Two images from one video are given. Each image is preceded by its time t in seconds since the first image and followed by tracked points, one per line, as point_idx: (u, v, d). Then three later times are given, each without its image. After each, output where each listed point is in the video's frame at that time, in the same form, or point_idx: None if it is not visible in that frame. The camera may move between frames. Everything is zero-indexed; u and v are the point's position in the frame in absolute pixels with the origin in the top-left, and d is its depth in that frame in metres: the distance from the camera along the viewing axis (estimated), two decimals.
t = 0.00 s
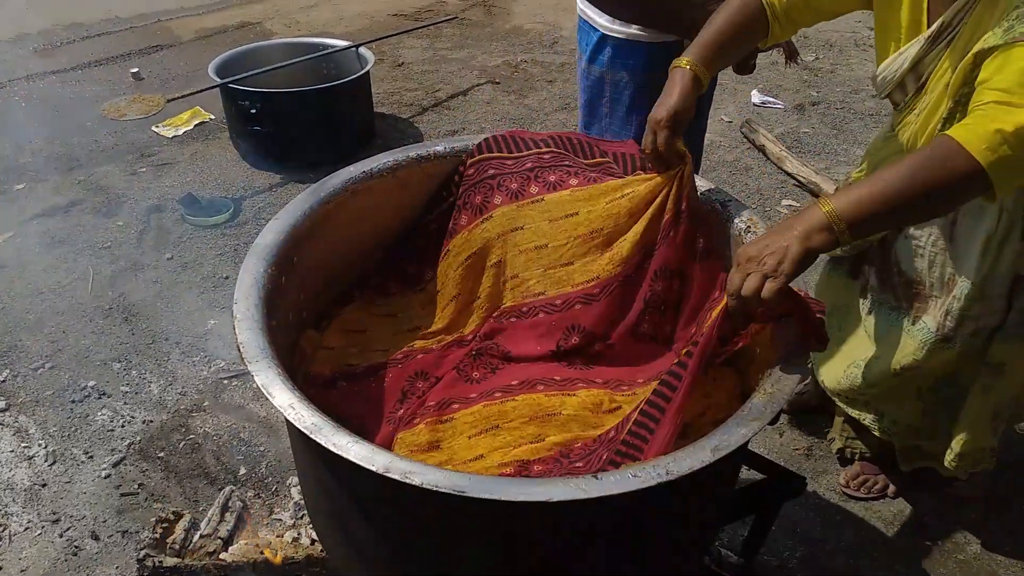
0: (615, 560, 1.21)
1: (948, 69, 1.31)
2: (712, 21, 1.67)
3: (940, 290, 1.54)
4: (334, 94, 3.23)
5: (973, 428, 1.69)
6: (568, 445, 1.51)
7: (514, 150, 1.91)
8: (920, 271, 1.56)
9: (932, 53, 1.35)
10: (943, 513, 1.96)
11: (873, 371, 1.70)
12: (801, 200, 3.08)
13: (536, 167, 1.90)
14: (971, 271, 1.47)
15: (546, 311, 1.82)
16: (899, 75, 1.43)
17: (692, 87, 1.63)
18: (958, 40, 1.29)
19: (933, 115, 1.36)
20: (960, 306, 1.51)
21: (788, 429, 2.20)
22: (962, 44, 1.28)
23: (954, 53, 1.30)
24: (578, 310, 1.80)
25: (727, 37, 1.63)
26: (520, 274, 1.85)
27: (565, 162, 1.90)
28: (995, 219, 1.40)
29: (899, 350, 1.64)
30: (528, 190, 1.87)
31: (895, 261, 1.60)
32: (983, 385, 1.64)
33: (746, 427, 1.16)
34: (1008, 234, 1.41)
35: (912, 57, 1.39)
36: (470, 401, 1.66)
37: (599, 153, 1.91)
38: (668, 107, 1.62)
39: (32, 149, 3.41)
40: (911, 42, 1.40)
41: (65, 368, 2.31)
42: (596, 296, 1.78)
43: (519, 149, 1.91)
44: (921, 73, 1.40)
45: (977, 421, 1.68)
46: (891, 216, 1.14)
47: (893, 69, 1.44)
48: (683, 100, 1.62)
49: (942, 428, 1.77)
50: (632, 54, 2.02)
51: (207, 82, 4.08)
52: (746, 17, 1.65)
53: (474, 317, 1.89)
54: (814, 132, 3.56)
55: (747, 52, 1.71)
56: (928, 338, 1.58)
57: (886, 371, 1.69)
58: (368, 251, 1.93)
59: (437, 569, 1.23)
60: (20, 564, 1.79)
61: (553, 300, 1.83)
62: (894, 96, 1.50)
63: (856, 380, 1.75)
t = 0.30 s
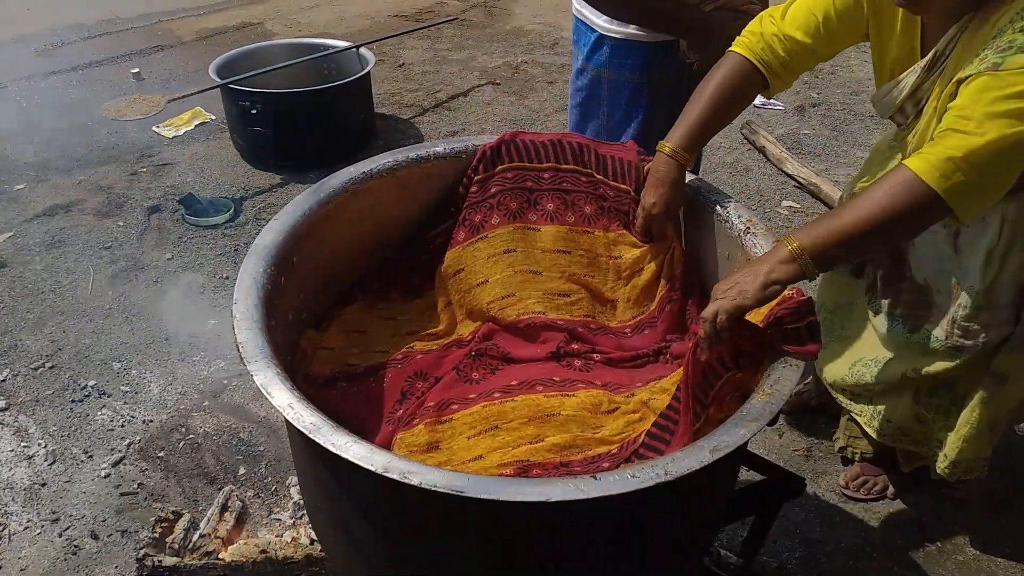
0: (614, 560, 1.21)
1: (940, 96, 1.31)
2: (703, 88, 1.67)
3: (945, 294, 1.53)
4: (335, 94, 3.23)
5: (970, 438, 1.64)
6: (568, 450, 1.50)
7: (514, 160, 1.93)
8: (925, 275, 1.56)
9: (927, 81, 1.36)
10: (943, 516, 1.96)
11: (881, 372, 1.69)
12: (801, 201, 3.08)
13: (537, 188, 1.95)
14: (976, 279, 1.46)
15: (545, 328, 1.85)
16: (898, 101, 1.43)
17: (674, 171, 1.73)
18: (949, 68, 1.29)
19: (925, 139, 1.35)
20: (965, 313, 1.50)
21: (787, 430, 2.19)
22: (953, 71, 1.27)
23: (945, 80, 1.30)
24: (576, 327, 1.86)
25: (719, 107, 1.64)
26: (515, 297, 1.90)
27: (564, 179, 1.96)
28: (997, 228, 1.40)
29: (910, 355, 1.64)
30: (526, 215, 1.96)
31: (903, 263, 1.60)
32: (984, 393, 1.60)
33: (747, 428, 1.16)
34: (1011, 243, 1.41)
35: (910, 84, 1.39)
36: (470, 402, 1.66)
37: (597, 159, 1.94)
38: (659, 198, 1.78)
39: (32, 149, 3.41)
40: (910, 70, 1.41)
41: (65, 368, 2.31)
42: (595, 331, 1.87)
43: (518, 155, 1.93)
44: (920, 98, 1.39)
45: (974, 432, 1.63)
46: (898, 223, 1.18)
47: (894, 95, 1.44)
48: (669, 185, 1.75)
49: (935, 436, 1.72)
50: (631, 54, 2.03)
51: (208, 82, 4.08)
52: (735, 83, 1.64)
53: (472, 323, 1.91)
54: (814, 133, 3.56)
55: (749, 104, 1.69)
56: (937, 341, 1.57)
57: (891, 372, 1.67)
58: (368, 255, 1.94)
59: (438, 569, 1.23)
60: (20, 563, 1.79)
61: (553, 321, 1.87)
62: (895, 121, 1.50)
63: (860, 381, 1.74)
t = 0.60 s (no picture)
0: (612, 557, 1.21)
1: (937, 106, 1.31)
2: (720, 62, 1.70)
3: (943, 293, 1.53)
4: (336, 92, 3.23)
5: (971, 435, 1.64)
6: (568, 447, 1.49)
7: (516, 160, 1.94)
8: (925, 274, 1.55)
9: (919, 89, 1.36)
10: (944, 515, 1.96)
11: (884, 369, 1.69)
12: (802, 200, 3.08)
13: (538, 187, 1.97)
14: (977, 279, 1.46)
15: (545, 321, 1.86)
16: (891, 107, 1.43)
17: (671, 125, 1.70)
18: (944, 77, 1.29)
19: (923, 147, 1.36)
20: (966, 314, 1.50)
21: (787, 429, 2.19)
22: (949, 82, 1.28)
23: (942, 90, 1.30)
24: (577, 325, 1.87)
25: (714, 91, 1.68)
26: (519, 295, 1.94)
27: (565, 178, 1.96)
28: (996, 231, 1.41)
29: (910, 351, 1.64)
30: (528, 214, 1.99)
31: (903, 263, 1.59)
32: (986, 393, 1.60)
33: (746, 425, 1.17)
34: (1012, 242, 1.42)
35: (903, 91, 1.39)
36: (469, 400, 1.66)
37: (597, 158, 1.91)
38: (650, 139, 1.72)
39: (34, 146, 3.41)
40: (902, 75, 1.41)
41: (66, 364, 2.31)
42: (593, 327, 1.87)
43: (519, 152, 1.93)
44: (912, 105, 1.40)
45: (977, 429, 1.63)
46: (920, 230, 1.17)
47: (887, 100, 1.44)
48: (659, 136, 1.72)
49: (934, 436, 1.71)
50: (638, 53, 2.03)
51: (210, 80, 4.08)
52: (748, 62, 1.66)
53: (475, 319, 1.94)
54: (816, 132, 3.56)
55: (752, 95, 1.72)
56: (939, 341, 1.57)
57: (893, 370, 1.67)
58: (369, 253, 1.95)
59: (437, 565, 1.23)
60: (20, 558, 1.80)
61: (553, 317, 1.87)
62: (890, 125, 1.50)
63: (865, 380, 1.74)
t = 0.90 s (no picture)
0: (611, 556, 1.21)
1: (926, 95, 1.35)
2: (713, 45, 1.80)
3: (927, 288, 1.54)
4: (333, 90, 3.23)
5: (960, 430, 1.64)
6: (566, 447, 1.49)
7: (514, 158, 1.94)
8: (911, 269, 1.56)
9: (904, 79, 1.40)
10: (941, 513, 1.96)
11: (873, 370, 1.69)
12: (800, 198, 3.08)
13: (536, 186, 1.97)
14: (959, 272, 1.46)
15: (543, 321, 1.86)
16: (875, 98, 1.47)
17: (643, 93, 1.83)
18: (932, 65, 1.33)
19: (912, 137, 1.39)
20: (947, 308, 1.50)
21: (785, 428, 2.19)
22: (938, 71, 1.32)
23: (929, 79, 1.34)
24: (575, 325, 1.86)
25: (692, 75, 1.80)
26: (517, 294, 1.95)
27: (562, 177, 1.97)
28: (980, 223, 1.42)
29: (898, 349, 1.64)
30: (525, 213, 1.99)
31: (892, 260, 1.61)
32: (973, 387, 1.60)
33: (743, 425, 1.16)
34: (995, 233, 1.42)
35: (888, 80, 1.43)
36: (466, 399, 1.66)
37: (595, 156, 1.92)
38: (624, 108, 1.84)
39: (30, 145, 3.40)
40: (886, 66, 1.44)
41: (63, 363, 2.31)
42: (591, 326, 1.87)
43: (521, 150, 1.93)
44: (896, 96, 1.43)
45: (966, 424, 1.63)
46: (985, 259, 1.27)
47: (871, 91, 1.47)
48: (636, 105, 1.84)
49: (926, 433, 1.71)
50: (641, 52, 2.02)
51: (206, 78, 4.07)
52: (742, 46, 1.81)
53: (473, 319, 1.94)
54: (814, 130, 3.56)
55: (745, 82, 1.83)
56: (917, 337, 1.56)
57: (882, 368, 1.67)
58: (367, 253, 1.95)
59: (437, 565, 1.23)
60: (18, 559, 1.79)
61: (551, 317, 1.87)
62: (874, 116, 1.53)
63: (856, 378, 1.74)
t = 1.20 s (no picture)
0: (609, 560, 1.21)
1: (928, 100, 1.37)
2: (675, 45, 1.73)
3: (922, 286, 1.53)
4: (333, 92, 3.23)
5: (962, 428, 1.62)
6: (567, 450, 1.49)
7: (515, 161, 1.95)
8: (908, 269, 1.56)
9: (902, 84, 1.42)
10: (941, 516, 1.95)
11: (871, 370, 1.68)
12: (801, 200, 3.07)
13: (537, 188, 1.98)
14: (957, 269, 1.47)
15: (543, 323, 1.85)
16: (872, 102, 1.49)
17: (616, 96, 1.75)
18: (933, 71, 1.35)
19: (914, 141, 1.41)
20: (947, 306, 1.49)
21: (784, 430, 2.19)
22: (940, 77, 1.34)
23: (931, 84, 1.36)
24: (575, 327, 1.86)
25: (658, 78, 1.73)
26: (518, 297, 1.93)
27: (563, 180, 1.98)
28: (976, 219, 1.43)
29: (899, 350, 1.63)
30: (526, 215, 1.99)
31: (888, 260, 1.61)
32: (974, 384, 1.58)
33: (743, 428, 1.16)
34: (991, 230, 1.43)
35: (886, 85, 1.44)
36: (466, 402, 1.65)
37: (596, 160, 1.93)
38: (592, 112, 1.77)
39: (31, 147, 3.40)
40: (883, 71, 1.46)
41: (63, 366, 2.31)
42: (591, 329, 1.87)
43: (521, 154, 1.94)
44: (893, 100, 1.45)
45: (968, 421, 1.61)
46: None
47: (868, 96, 1.49)
48: (607, 108, 1.77)
49: (927, 431, 1.70)
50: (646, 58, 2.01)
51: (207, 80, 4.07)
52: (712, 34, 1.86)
53: (473, 321, 1.92)
54: (814, 132, 3.55)
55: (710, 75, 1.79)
56: (918, 335, 1.56)
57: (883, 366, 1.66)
58: (368, 255, 1.95)
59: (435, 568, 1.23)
60: (17, 561, 1.79)
61: (551, 320, 1.87)
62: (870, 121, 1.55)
63: (854, 379, 1.73)
